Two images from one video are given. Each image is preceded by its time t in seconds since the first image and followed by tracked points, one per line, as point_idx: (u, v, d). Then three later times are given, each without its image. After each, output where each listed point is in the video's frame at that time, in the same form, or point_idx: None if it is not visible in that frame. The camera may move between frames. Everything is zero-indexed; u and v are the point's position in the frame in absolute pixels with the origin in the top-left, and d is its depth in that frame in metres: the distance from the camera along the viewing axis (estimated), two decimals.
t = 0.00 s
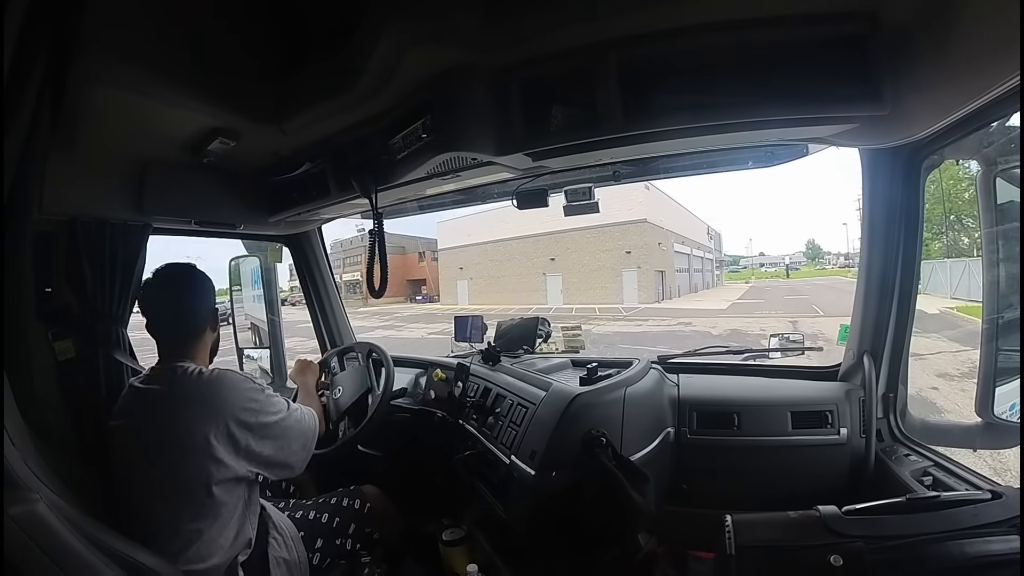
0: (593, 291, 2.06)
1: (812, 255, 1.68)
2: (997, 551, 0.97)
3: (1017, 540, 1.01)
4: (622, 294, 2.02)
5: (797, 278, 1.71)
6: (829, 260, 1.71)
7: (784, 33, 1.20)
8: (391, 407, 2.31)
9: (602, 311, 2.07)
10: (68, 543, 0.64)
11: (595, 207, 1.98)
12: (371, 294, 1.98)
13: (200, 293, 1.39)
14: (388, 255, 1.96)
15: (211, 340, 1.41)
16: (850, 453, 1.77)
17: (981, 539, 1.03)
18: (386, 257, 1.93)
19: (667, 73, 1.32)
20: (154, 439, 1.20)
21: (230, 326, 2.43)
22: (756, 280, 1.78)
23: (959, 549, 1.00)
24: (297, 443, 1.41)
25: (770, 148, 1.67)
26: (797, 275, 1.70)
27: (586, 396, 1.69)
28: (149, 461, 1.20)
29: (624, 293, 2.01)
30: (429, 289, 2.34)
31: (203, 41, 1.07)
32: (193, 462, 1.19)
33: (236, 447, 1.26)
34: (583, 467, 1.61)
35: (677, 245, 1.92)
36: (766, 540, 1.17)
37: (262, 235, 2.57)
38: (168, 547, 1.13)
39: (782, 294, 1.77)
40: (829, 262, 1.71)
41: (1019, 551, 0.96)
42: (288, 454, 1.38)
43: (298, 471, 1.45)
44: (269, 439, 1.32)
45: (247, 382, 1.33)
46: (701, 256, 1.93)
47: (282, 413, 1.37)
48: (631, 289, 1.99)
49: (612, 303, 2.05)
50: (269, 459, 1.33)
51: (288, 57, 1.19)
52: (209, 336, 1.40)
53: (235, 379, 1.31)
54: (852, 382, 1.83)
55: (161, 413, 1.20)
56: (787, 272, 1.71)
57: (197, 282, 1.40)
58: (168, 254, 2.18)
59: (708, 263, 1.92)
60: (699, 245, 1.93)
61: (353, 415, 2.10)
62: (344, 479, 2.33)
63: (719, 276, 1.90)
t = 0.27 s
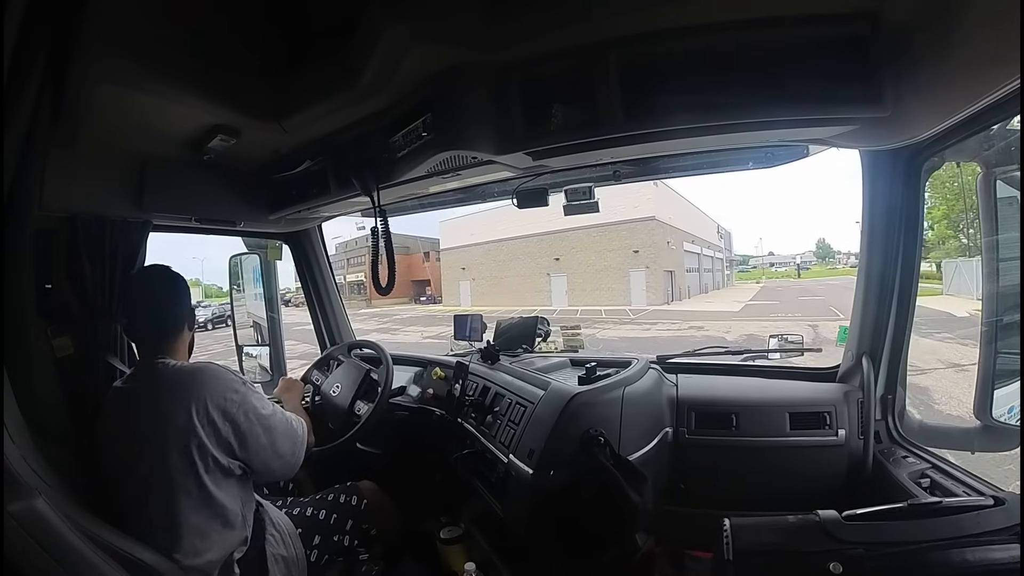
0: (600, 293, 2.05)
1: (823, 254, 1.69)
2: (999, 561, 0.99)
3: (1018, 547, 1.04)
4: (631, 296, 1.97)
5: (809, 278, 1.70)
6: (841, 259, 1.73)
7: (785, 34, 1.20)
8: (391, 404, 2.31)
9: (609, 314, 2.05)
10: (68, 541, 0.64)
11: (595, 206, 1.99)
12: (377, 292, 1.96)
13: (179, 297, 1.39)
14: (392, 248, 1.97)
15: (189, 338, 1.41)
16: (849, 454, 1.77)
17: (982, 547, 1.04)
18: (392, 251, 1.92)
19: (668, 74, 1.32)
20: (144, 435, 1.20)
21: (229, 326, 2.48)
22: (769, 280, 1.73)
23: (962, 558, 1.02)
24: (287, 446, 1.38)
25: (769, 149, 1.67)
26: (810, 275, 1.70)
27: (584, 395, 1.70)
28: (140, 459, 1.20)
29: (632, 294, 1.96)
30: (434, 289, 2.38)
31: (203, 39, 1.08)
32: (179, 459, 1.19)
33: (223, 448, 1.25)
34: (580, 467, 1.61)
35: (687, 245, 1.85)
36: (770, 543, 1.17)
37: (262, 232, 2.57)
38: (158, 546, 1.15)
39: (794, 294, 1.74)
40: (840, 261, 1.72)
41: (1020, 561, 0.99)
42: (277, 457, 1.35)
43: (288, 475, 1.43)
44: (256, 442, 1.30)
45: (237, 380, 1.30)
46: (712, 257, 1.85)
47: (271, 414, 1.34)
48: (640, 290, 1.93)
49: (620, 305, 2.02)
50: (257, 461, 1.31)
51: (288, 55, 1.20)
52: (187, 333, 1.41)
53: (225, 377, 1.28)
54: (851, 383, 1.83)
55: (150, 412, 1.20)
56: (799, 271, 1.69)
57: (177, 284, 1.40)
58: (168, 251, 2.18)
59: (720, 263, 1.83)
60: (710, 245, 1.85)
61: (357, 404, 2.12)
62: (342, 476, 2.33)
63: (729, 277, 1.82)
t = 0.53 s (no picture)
0: (608, 294, 2.01)
1: (835, 253, 1.72)
2: (995, 553, 0.99)
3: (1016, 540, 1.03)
4: (640, 298, 1.94)
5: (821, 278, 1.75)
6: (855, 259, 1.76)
7: (784, 34, 1.20)
8: (391, 406, 2.31)
9: (617, 316, 2.01)
10: (68, 544, 0.64)
11: (594, 207, 1.98)
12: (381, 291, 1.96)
13: (179, 296, 1.38)
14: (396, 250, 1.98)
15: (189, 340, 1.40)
16: (849, 453, 1.77)
17: (978, 539, 1.04)
18: (392, 252, 1.93)
19: (667, 75, 1.33)
20: (139, 438, 1.20)
21: (228, 329, 2.47)
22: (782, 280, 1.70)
23: (958, 549, 1.01)
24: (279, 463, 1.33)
25: (768, 149, 1.67)
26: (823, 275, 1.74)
27: (585, 396, 1.69)
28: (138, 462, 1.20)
29: (642, 296, 1.93)
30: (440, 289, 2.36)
31: (203, 39, 1.08)
32: (171, 463, 1.18)
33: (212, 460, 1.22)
34: (580, 467, 1.61)
35: (699, 243, 1.82)
36: (768, 538, 1.17)
37: (260, 234, 2.57)
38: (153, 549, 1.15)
39: (813, 295, 1.80)
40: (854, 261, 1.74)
41: (1016, 552, 0.99)
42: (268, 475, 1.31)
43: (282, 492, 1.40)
44: (246, 455, 1.26)
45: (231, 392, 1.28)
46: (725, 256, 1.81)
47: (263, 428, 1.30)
48: (650, 292, 1.91)
49: (629, 306, 1.99)
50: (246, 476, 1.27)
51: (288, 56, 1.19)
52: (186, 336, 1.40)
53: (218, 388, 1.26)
54: (851, 383, 1.83)
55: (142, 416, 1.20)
56: (811, 271, 1.71)
57: (178, 283, 1.39)
58: (167, 253, 2.18)
59: (732, 263, 1.80)
60: (722, 244, 1.81)
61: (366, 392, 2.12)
62: (342, 478, 2.33)
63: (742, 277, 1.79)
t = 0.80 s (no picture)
0: (618, 295, 1.99)
1: (846, 251, 1.77)
2: (992, 553, 1.00)
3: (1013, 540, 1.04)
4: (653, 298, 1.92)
5: (836, 277, 1.80)
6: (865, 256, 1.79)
7: (782, 35, 1.20)
8: (389, 406, 2.31)
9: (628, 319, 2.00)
10: (66, 545, 0.64)
11: (592, 206, 1.98)
12: (370, 292, 1.98)
13: (196, 292, 1.40)
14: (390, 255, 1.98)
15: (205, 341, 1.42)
16: (846, 454, 1.78)
17: (976, 541, 1.04)
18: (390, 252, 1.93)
19: (666, 75, 1.33)
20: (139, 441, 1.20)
21: (228, 330, 2.51)
22: (796, 279, 1.73)
23: (956, 551, 1.02)
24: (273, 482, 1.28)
25: (767, 150, 1.66)
26: (837, 275, 1.80)
27: (583, 396, 1.70)
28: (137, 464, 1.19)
29: (655, 297, 1.91)
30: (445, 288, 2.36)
31: (201, 38, 1.08)
32: (167, 469, 1.17)
33: (209, 469, 1.20)
34: (579, 467, 1.62)
35: (713, 242, 1.82)
36: (765, 538, 1.18)
37: (259, 234, 2.57)
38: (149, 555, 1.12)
39: (828, 296, 1.84)
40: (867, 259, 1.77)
41: (1015, 552, 0.99)
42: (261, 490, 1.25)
43: (301, 508, 1.43)
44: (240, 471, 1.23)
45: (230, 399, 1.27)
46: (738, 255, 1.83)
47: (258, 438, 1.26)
48: (662, 292, 1.89)
49: (640, 307, 1.97)
50: (242, 491, 1.23)
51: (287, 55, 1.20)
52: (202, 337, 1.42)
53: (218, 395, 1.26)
54: (848, 383, 1.84)
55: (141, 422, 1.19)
56: (826, 270, 1.79)
57: (193, 280, 1.41)
58: (166, 252, 2.19)
59: (746, 263, 1.82)
60: (736, 243, 1.83)
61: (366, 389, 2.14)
62: (340, 478, 2.33)
63: (755, 277, 1.81)
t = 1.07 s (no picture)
0: (632, 296, 1.95)
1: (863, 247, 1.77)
2: (990, 546, 1.00)
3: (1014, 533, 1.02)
4: (669, 299, 1.88)
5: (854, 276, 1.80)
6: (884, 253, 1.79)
7: (777, 36, 1.21)
8: (388, 410, 2.32)
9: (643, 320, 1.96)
10: (64, 553, 0.63)
11: (589, 209, 1.98)
12: (377, 293, 1.98)
13: (212, 296, 1.39)
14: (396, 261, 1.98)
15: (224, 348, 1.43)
16: (846, 452, 1.77)
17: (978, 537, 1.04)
18: (388, 255, 1.93)
19: (662, 76, 1.33)
20: (148, 454, 1.20)
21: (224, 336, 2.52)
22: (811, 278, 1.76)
23: (954, 544, 1.03)
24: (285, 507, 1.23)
25: (763, 149, 1.66)
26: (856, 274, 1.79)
27: (582, 398, 1.69)
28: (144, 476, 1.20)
29: (670, 298, 1.87)
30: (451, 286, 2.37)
31: (198, 42, 1.08)
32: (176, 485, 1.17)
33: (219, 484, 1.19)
34: (578, 468, 1.61)
35: (730, 240, 1.77)
36: (766, 535, 1.17)
37: (256, 238, 2.57)
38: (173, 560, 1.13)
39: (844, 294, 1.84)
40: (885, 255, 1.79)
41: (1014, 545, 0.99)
42: (272, 503, 1.21)
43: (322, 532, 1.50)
44: (250, 492, 1.20)
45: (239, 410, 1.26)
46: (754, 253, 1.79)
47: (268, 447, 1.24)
48: (678, 293, 1.85)
49: (655, 309, 1.92)
50: (252, 512, 1.21)
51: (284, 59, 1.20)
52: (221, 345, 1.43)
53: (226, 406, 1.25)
54: (847, 382, 1.84)
55: (153, 434, 1.20)
56: (844, 269, 1.81)
57: (212, 284, 1.40)
58: (163, 257, 2.19)
59: (762, 262, 1.79)
60: (753, 241, 1.78)
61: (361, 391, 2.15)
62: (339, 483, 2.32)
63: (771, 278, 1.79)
